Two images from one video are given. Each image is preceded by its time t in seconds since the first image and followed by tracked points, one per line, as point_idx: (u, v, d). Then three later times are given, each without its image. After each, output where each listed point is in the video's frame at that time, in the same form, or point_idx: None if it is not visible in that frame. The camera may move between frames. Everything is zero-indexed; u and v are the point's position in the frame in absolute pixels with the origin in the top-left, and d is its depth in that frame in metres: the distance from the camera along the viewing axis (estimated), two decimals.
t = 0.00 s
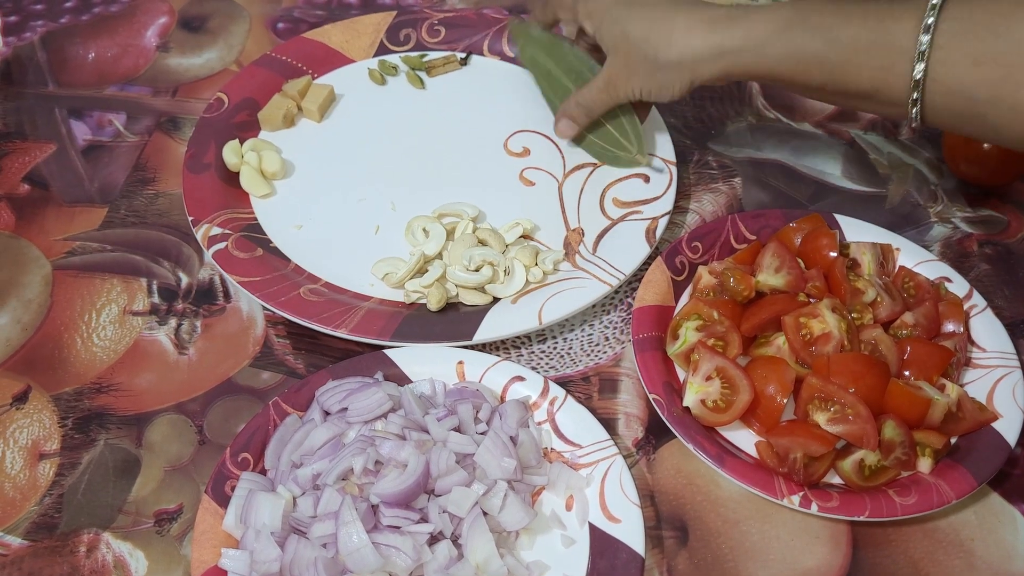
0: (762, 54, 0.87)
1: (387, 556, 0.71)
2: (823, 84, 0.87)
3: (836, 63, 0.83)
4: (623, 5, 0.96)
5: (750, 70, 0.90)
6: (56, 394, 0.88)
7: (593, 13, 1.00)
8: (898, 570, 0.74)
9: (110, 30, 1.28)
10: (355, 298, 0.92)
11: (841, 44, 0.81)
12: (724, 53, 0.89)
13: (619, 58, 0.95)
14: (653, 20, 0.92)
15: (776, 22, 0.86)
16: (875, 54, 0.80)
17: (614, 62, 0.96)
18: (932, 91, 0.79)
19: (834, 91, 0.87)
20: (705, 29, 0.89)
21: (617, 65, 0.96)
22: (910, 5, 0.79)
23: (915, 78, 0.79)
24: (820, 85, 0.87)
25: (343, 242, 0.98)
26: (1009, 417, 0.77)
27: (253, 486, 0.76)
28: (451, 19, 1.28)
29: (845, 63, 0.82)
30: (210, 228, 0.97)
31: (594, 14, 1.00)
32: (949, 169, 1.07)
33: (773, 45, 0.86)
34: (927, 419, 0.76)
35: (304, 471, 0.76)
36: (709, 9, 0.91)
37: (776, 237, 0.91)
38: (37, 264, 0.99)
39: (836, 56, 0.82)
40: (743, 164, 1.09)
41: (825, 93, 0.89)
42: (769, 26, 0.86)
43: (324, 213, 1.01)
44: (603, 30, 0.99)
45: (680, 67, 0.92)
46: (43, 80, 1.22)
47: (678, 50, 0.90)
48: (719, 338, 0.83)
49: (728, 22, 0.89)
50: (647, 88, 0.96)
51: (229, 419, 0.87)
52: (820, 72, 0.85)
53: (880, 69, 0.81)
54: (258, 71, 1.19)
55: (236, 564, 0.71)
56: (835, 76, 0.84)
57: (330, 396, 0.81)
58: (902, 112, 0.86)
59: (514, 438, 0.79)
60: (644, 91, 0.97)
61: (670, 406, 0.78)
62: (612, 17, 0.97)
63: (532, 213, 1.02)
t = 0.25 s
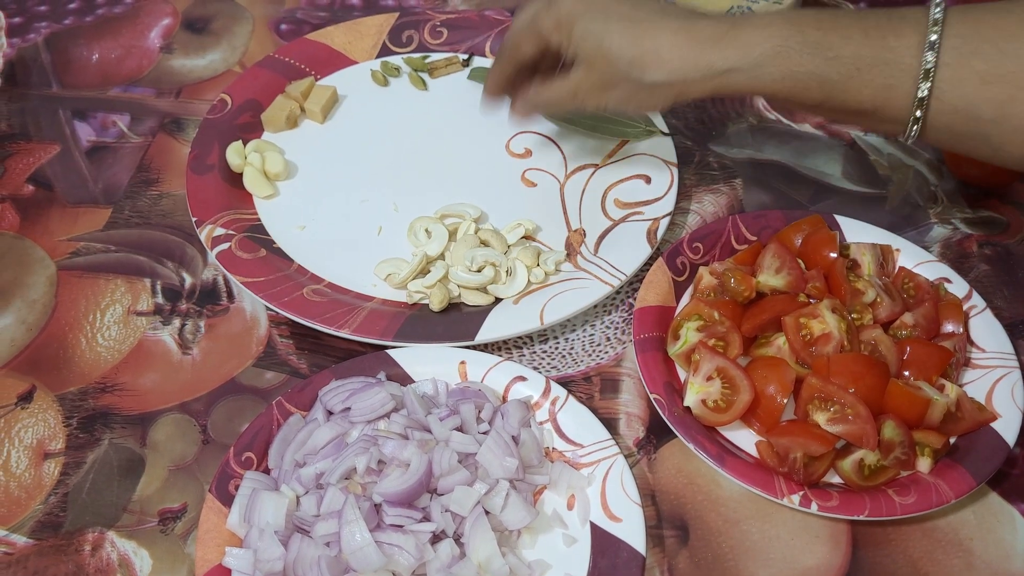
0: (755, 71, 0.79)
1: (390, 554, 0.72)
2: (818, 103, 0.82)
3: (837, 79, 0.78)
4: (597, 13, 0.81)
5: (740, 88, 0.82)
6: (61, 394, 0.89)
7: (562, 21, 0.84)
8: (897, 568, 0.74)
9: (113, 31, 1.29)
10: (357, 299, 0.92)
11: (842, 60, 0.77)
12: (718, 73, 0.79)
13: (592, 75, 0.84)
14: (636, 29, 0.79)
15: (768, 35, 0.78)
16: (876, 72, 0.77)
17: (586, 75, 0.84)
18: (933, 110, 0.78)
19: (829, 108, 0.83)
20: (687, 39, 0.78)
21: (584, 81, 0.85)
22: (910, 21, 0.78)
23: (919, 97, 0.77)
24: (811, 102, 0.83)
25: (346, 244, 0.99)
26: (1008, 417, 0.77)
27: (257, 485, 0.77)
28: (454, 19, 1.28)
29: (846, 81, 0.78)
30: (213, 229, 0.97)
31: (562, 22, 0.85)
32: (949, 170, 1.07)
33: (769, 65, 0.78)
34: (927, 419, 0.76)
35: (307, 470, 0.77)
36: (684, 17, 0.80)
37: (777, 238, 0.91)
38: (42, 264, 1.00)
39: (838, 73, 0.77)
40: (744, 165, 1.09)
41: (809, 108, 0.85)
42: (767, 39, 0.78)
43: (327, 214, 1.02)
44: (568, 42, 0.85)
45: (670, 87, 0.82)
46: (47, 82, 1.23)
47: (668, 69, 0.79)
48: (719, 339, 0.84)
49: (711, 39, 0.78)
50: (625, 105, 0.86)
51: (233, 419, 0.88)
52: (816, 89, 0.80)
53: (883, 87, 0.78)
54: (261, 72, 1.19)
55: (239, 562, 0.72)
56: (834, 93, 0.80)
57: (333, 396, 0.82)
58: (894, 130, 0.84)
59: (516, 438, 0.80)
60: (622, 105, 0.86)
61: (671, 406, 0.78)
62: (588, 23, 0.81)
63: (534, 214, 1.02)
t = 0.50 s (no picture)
0: (699, 130, 0.80)
1: (391, 551, 0.72)
2: (761, 162, 0.81)
3: (775, 134, 0.77)
4: (541, 101, 0.88)
5: (688, 152, 0.83)
6: (64, 391, 0.89)
7: (511, 110, 0.91)
8: (896, 565, 0.74)
9: (115, 31, 1.30)
10: (358, 297, 0.92)
11: (778, 116, 0.76)
12: (663, 135, 0.81)
13: (543, 152, 0.89)
14: (579, 108, 0.85)
15: (705, 102, 0.80)
16: (814, 124, 0.75)
17: (540, 154, 0.89)
18: (877, 161, 0.74)
19: (772, 167, 0.82)
20: (632, 114, 0.83)
21: (538, 159, 0.90)
22: (841, 76, 0.76)
23: (858, 149, 0.74)
24: (755, 164, 0.82)
25: (347, 242, 0.99)
26: (1007, 415, 0.78)
27: (259, 481, 0.77)
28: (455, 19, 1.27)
29: (786, 135, 0.77)
30: (215, 227, 0.98)
31: (510, 112, 0.91)
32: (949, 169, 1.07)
33: (710, 123, 0.79)
34: (926, 416, 0.76)
35: (309, 467, 0.78)
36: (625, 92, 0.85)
37: (777, 236, 0.92)
38: (45, 263, 1.01)
39: (774, 129, 0.77)
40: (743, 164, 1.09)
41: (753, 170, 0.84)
42: (704, 103, 0.80)
43: (328, 213, 1.02)
44: (520, 129, 0.91)
45: (621, 154, 0.84)
46: (49, 81, 1.23)
47: (614, 138, 0.83)
48: (719, 336, 0.84)
49: (655, 107, 0.82)
50: (578, 179, 0.90)
51: (235, 416, 0.88)
52: (758, 147, 0.79)
53: (820, 140, 0.75)
54: (263, 72, 1.20)
55: (242, 558, 0.72)
56: (776, 149, 0.78)
57: (335, 393, 0.82)
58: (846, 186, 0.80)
59: (516, 435, 0.80)
60: (573, 182, 0.90)
61: (670, 403, 0.79)
62: (535, 109, 0.88)
63: (534, 213, 1.03)
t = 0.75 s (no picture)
0: (702, 148, 0.79)
1: (393, 546, 0.72)
2: (764, 176, 0.79)
3: (773, 150, 0.75)
4: (543, 122, 0.86)
5: (692, 169, 0.82)
6: (67, 388, 0.90)
7: (511, 131, 0.89)
8: (897, 560, 0.75)
9: (117, 29, 1.30)
10: (360, 295, 0.93)
11: (777, 132, 0.74)
12: (666, 155, 0.80)
13: (547, 175, 0.88)
14: (582, 129, 0.83)
15: (707, 121, 0.78)
16: (817, 139, 0.73)
17: (543, 176, 0.88)
18: (878, 171, 0.73)
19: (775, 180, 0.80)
20: (633, 133, 0.81)
21: (542, 181, 0.89)
22: (839, 83, 0.73)
23: (858, 159, 0.72)
24: (759, 178, 0.80)
25: (349, 240, 0.99)
26: (1007, 411, 0.78)
27: (261, 477, 0.77)
28: (455, 16, 1.27)
29: (789, 149, 0.74)
30: (217, 224, 0.98)
31: (512, 133, 0.89)
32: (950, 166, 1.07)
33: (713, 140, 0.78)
34: (926, 413, 0.77)
35: (311, 463, 0.78)
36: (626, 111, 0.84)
37: (778, 233, 0.92)
38: (47, 260, 1.01)
39: (773, 144, 0.75)
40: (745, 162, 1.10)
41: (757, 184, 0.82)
42: (705, 121, 0.78)
43: (330, 211, 1.02)
44: (521, 150, 0.90)
45: (625, 176, 0.84)
46: (52, 79, 1.23)
47: (619, 160, 0.82)
48: (720, 333, 0.85)
49: (658, 125, 0.81)
50: (582, 200, 0.89)
51: (237, 413, 0.88)
52: (760, 164, 0.78)
53: (822, 153, 0.73)
54: (264, 69, 1.20)
55: (244, 554, 0.72)
56: (778, 164, 0.76)
57: (337, 390, 0.83)
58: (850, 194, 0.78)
59: (518, 432, 0.80)
60: (578, 202, 0.90)
61: (671, 400, 0.79)
62: (536, 130, 0.86)
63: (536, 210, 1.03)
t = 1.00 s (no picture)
0: (722, 141, 0.76)
1: (397, 542, 0.73)
2: (785, 167, 0.77)
3: (797, 141, 0.73)
4: (557, 113, 0.80)
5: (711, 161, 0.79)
6: (71, 384, 0.90)
7: (524, 123, 0.83)
8: (900, 557, 0.75)
9: (121, 26, 1.30)
10: (364, 292, 0.93)
11: (801, 123, 0.72)
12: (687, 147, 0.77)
13: (562, 169, 0.82)
14: (600, 122, 0.79)
15: (728, 111, 0.75)
16: (839, 130, 0.72)
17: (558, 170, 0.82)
18: (901, 163, 0.71)
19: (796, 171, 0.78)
20: (656, 126, 0.77)
21: (556, 174, 0.83)
22: (865, 75, 0.71)
23: (882, 151, 0.71)
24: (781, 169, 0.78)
25: (353, 237, 0.99)
26: (1011, 409, 0.78)
27: (266, 474, 0.78)
28: (458, 14, 1.28)
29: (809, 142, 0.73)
30: (221, 221, 0.98)
31: (525, 125, 0.83)
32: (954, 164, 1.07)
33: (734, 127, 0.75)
34: (930, 410, 0.76)
35: (314, 459, 0.77)
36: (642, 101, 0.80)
37: (782, 231, 0.92)
38: (52, 257, 1.01)
39: (797, 135, 0.73)
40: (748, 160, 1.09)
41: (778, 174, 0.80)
42: (727, 112, 0.76)
43: (334, 208, 1.03)
44: (534, 142, 0.84)
45: (645, 169, 0.80)
46: (56, 76, 1.23)
47: (639, 152, 0.78)
48: (723, 330, 0.85)
49: (679, 117, 0.77)
50: (598, 194, 0.84)
51: (241, 410, 0.88)
52: (781, 156, 0.75)
53: (845, 145, 0.72)
54: (268, 67, 1.20)
55: (248, 550, 0.72)
56: (800, 157, 0.75)
57: (340, 386, 0.83)
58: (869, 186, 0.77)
59: (521, 429, 0.81)
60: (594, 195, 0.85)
61: (675, 397, 0.79)
62: (550, 123, 0.80)
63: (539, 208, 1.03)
